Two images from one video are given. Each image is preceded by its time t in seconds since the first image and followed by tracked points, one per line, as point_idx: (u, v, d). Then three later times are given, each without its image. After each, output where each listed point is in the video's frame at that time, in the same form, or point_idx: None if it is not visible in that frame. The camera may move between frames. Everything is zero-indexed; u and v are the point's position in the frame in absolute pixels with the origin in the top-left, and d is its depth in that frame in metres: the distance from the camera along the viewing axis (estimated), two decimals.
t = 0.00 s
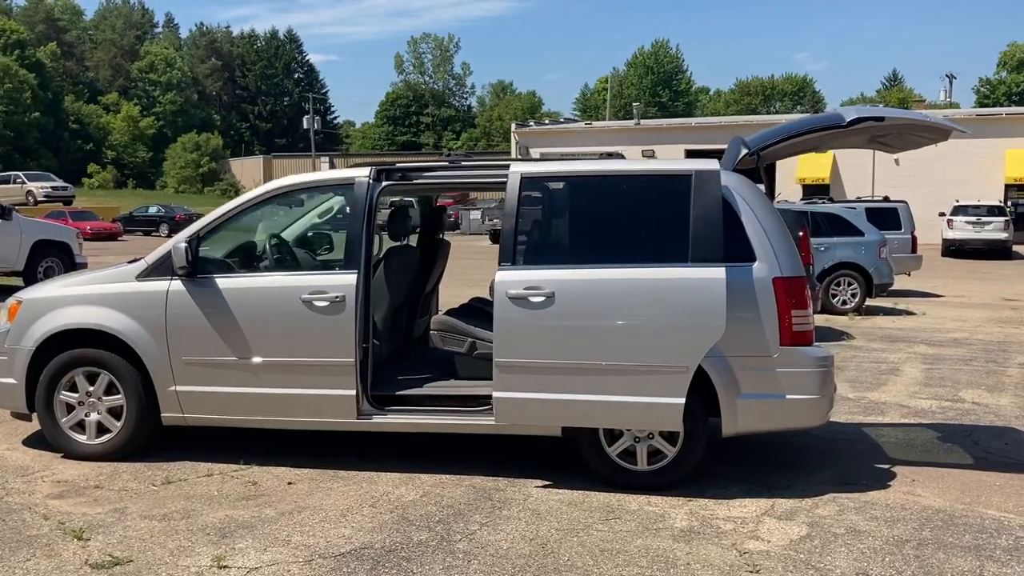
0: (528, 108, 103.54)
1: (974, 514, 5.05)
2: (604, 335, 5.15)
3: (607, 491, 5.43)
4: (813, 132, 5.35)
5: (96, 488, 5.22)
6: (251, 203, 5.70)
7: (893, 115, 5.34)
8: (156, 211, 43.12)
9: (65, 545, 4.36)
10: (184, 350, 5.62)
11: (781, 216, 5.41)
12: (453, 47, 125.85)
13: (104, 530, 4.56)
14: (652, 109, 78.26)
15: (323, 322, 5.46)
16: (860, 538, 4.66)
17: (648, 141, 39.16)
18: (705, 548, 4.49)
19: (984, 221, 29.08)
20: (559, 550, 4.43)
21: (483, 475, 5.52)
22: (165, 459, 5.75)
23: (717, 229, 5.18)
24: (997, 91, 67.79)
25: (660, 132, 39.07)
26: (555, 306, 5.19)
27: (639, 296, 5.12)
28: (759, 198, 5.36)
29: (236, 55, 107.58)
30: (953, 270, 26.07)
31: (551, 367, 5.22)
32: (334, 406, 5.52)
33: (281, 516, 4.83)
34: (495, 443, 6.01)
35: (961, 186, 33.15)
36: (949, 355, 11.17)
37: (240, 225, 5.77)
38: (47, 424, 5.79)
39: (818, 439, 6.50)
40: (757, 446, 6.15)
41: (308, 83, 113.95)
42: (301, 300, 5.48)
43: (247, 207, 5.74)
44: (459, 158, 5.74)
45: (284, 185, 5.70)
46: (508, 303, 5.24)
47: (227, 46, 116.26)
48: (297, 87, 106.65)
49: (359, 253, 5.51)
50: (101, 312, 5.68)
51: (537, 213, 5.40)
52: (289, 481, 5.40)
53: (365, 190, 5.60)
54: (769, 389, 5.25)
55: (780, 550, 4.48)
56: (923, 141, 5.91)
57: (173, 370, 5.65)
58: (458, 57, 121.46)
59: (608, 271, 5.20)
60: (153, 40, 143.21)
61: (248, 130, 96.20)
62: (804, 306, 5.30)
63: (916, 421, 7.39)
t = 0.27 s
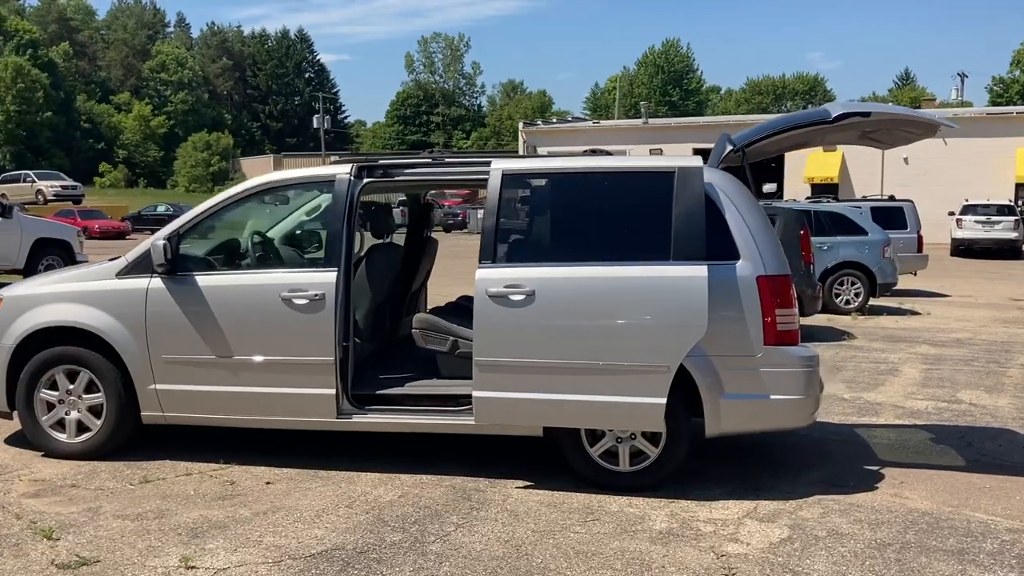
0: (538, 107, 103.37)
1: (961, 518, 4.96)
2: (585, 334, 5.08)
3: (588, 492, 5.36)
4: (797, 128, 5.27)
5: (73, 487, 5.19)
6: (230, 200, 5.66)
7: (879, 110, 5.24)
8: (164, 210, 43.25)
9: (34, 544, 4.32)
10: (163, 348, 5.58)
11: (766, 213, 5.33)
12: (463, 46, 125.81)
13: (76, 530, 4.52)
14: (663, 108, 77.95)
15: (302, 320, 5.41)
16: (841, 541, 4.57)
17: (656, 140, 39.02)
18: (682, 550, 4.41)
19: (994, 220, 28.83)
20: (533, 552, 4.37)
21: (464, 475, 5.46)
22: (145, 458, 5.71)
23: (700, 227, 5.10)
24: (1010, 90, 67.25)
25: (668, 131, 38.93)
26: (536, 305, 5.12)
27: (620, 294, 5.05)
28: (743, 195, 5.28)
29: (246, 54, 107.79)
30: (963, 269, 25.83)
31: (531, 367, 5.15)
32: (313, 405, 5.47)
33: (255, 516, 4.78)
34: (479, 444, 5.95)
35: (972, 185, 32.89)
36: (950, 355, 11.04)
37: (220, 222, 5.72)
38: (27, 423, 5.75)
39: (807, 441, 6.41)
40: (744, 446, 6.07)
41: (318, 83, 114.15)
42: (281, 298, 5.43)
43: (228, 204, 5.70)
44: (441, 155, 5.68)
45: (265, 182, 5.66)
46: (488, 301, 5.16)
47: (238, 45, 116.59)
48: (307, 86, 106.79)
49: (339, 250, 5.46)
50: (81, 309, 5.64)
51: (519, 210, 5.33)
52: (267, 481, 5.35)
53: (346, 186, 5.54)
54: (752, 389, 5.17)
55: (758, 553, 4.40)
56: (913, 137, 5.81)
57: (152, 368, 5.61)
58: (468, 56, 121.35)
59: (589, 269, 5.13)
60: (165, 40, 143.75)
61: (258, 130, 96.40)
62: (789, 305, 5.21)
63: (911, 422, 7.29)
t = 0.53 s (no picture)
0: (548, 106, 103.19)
1: (942, 522, 4.88)
2: (560, 334, 5.03)
3: (566, 493, 5.31)
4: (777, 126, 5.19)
5: (47, 487, 5.16)
6: (206, 199, 5.63)
7: (861, 107, 5.14)
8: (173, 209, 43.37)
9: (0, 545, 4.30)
10: (140, 347, 5.55)
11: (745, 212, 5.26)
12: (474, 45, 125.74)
13: (43, 530, 4.50)
14: (673, 107, 77.67)
15: (278, 319, 5.37)
16: (817, 546, 4.50)
17: (663, 138, 38.88)
18: (653, 554, 4.35)
19: (1003, 220, 28.59)
20: (502, 554, 4.32)
21: (441, 476, 5.41)
22: (122, 457, 5.68)
23: (677, 226, 5.04)
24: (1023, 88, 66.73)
25: (676, 129, 38.78)
26: (511, 305, 5.07)
27: (596, 294, 5.00)
28: (723, 193, 5.20)
29: (257, 53, 108.00)
30: (971, 269, 25.61)
31: (507, 367, 5.10)
32: (290, 405, 5.43)
33: (226, 517, 4.75)
34: (458, 444, 5.90)
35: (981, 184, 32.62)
36: (950, 356, 10.92)
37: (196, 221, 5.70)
38: (5, 422, 5.73)
39: (792, 443, 6.34)
40: (727, 448, 6.00)
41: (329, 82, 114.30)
42: (257, 297, 5.39)
43: (204, 203, 5.67)
44: (420, 153, 5.63)
45: (241, 181, 5.62)
46: (463, 301, 5.11)
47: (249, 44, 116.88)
48: (318, 85, 106.92)
49: (315, 249, 5.42)
50: (58, 308, 5.61)
51: (496, 209, 5.28)
52: (242, 481, 5.31)
53: (322, 185, 5.50)
54: (731, 390, 5.10)
55: (730, 557, 4.34)
56: (899, 134, 5.71)
57: (129, 367, 5.58)
58: (478, 55, 121.24)
59: (565, 268, 5.07)
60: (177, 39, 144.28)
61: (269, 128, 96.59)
62: (769, 305, 5.14)
63: (901, 424, 7.20)
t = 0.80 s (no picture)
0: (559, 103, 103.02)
1: (932, 527, 4.78)
2: (545, 334, 4.96)
3: (552, 495, 5.24)
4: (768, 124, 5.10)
5: (29, 487, 5.13)
6: (190, 197, 5.59)
7: (852, 104, 5.05)
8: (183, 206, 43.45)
9: None
10: (124, 346, 5.51)
11: (734, 211, 5.18)
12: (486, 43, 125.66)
13: (19, 531, 4.45)
14: (684, 104, 77.34)
15: (261, 318, 5.32)
16: (802, 551, 4.42)
17: (673, 136, 38.69)
18: (634, 558, 4.28)
19: (1015, 218, 28.31)
20: (480, 558, 4.25)
21: (426, 477, 5.35)
22: (106, 457, 5.64)
23: (664, 224, 4.96)
24: None
25: (685, 127, 38.58)
26: (495, 304, 5.00)
27: (581, 294, 4.92)
28: (712, 192, 5.13)
29: (269, 50, 108.16)
30: (982, 268, 25.35)
31: (492, 368, 5.03)
32: (273, 405, 5.37)
33: (205, 518, 4.70)
34: (446, 445, 5.84)
35: (993, 181, 32.33)
36: (954, 356, 10.78)
37: (181, 219, 5.66)
38: None
39: (786, 444, 6.24)
40: (719, 450, 5.91)
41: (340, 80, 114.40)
42: (240, 296, 5.34)
43: (187, 202, 5.63)
44: (408, 150, 5.58)
45: (225, 179, 5.59)
46: (448, 300, 5.04)
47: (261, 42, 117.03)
48: (329, 82, 106.99)
49: (299, 247, 5.36)
50: (42, 306, 5.58)
51: (482, 207, 5.20)
52: (225, 482, 5.26)
53: (307, 183, 5.45)
54: (718, 392, 5.03)
55: (713, 562, 4.26)
56: (893, 132, 5.61)
57: (113, 366, 5.54)
58: (490, 52, 121.07)
59: (550, 267, 5.00)
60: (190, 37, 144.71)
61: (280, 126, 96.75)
62: (758, 305, 5.06)
63: (899, 426, 7.09)
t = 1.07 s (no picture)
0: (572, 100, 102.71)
1: (933, 531, 4.64)
2: (536, 331, 4.85)
3: (544, 496, 5.12)
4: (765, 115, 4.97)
5: (13, 485, 5.05)
6: (177, 191, 5.51)
7: (852, 95, 4.92)
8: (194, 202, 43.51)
9: None
10: (111, 342, 5.43)
11: (731, 206, 5.06)
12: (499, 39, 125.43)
13: None
14: (698, 101, 76.92)
15: (249, 314, 5.23)
16: (798, 555, 4.29)
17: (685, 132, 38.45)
18: (624, 562, 4.16)
19: None
20: (465, 561, 4.14)
21: (416, 477, 5.25)
22: (93, 455, 5.56)
23: (657, 218, 4.84)
24: None
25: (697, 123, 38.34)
26: (486, 301, 4.89)
27: (572, 290, 4.81)
28: (708, 186, 5.01)
29: (282, 47, 108.27)
30: (997, 265, 25.04)
31: (482, 365, 4.92)
32: (261, 403, 5.28)
33: (187, 517, 4.61)
34: (438, 444, 5.73)
35: (1009, 178, 31.96)
36: (964, 355, 10.60)
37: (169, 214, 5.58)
38: None
39: (786, 445, 6.11)
40: (717, 451, 5.78)
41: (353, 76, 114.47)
42: (228, 291, 5.25)
43: (174, 196, 5.55)
44: (401, 142, 5.48)
45: (211, 173, 5.50)
46: (437, 296, 4.93)
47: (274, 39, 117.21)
48: (342, 79, 107.02)
49: (288, 241, 5.27)
50: (28, 302, 5.50)
51: (472, 201, 5.09)
52: (211, 481, 5.17)
53: (296, 177, 5.35)
54: (714, 391, 4.90)
55: (705, 566, 4.14)
56: (897, 124, 5.47)
57: (100, 362, 5.46)
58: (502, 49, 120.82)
59: (541, 263, 4.89)
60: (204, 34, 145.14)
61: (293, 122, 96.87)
62: (755, 302, 4.93)
63: (905, 426, 6.94)
